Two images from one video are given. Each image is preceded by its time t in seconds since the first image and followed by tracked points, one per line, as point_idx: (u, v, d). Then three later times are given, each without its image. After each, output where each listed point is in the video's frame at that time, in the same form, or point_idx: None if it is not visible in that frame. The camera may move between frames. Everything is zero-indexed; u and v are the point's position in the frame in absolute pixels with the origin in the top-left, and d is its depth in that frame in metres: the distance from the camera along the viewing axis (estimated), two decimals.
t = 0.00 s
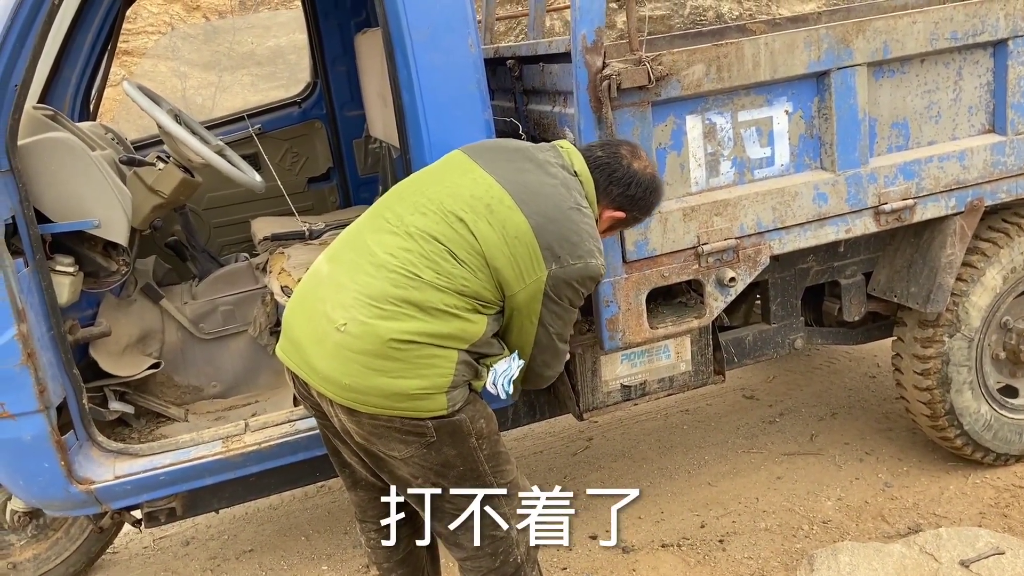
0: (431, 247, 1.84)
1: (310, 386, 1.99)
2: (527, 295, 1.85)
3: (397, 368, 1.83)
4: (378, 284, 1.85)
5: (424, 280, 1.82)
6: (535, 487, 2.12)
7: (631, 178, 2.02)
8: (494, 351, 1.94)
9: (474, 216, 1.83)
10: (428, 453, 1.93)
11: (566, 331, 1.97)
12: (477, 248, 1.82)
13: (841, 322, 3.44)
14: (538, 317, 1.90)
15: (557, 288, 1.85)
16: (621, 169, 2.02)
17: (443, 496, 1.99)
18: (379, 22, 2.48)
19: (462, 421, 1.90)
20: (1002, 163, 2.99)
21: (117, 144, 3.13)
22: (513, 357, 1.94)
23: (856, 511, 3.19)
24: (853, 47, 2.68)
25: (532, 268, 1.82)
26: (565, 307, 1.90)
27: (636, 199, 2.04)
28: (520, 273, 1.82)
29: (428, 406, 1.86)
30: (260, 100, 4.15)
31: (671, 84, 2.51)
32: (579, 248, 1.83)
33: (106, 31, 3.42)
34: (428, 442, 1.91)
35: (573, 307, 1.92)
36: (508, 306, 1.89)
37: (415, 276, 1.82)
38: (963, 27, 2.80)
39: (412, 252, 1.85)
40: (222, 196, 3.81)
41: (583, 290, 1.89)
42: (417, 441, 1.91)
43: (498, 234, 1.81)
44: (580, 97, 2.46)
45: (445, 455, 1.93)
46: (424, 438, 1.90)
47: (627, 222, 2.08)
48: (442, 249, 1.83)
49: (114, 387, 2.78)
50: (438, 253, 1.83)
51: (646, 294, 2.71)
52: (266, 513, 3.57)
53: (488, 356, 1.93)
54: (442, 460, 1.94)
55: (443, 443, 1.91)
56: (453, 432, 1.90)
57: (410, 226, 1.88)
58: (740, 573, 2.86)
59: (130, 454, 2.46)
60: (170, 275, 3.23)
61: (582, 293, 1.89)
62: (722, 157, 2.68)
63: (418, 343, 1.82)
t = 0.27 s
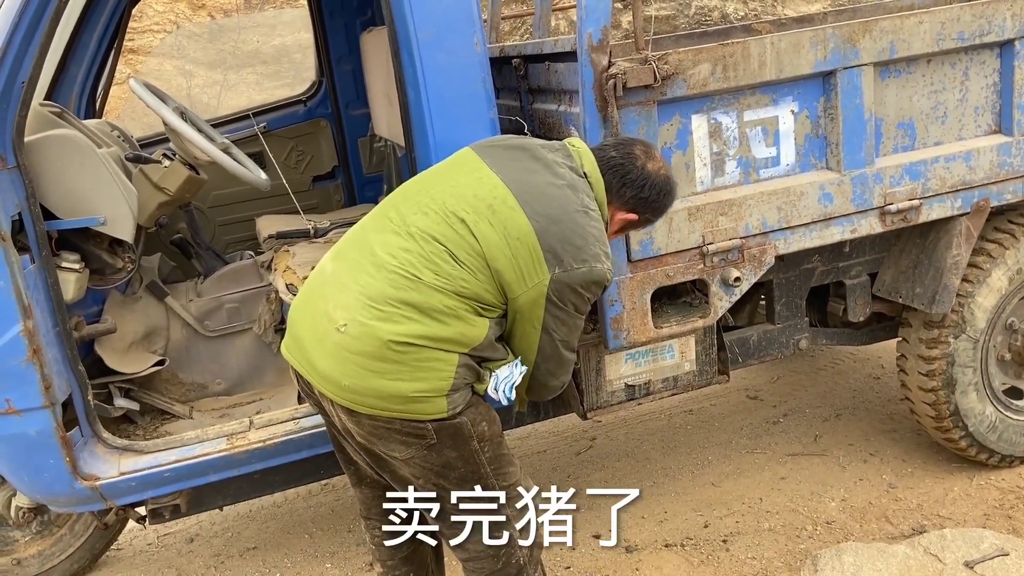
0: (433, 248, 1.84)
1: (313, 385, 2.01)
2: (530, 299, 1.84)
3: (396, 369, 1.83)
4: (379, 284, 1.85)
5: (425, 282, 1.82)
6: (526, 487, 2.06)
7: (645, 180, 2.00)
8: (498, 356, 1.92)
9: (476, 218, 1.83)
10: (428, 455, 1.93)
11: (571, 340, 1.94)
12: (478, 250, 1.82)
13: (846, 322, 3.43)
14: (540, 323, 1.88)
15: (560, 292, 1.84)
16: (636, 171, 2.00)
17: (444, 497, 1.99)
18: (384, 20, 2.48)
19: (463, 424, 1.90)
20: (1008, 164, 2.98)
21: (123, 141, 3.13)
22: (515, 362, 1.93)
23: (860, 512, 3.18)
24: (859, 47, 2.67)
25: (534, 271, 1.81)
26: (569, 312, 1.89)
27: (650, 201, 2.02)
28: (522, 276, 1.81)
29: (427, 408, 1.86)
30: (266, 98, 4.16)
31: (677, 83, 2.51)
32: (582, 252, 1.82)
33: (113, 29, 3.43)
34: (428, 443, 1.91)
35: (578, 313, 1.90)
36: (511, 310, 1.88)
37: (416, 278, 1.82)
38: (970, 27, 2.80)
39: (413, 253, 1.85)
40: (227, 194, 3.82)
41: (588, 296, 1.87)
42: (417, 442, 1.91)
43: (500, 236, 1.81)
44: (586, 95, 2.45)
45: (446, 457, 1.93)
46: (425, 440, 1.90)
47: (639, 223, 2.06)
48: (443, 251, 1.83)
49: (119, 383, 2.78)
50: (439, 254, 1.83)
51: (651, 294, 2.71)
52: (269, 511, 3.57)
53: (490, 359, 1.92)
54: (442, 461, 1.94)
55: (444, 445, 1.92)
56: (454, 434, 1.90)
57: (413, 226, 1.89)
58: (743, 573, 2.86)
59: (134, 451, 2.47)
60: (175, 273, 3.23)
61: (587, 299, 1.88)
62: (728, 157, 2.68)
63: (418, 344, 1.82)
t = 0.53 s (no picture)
0: (448, 247, 1.84)
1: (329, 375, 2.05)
2: (544, 304, 1.81)
3: (408, 367, 1.85)
4: (394, 281, 1.87)
5: (438, 281, 1.83)
6: (532, 486, 2.06)
7: (671, 191, 1.98)
8: (510, 358, 1.91)
9: (492, 219, 1.82)
10: (440, 449, 1.94)
11: (585, 353, 1.90)
12: (493, 252, 1.81)
13: (849, 324, 3.44)
14: (553, 331, 1.85)
15: (575, 300, 1.81)
16: (663, 182, 1.97)
17: (454, 491, 2.01)
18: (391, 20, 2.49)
19: (473, 421, 1.90)
20: (1013, 166, 2.98)
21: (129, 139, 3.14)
22: (524, 367, 1.91)
23: (863, 514, 3.18)
24: (864, 48, 2.67)
25: (549, 275, 1.79)
26: (584, 323, 1.85)
27: (674, 212, 2.00)
28: (536, 280, 1.79)
29: (437, 407, 1.87)
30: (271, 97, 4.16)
31: (681, 84, 2.51)
32: (599, 258, 1.79)
33: (119, 28, 3.44)
34: (440, 438, 1.92)
35: (592, 326, 1.87)
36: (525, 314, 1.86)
37: (429, 277, 1.83)
38: (976, 29, 2.80)
39: (429, 251, 1.86)
40: (233, 193, 3.84)
41: (605, 305, 1.84)
42: (428, 437, 1.93)
43: (515, 238, 1.80)
44: (591, 96, 2.45)
45: (457, 452, 1.94)
46: (435, 435, 1.92)
47: (661, 233, 2.05)
48: (458, 250, 1.84)
49: (124, 381, 2.81)
50: (453, 253, 1.84)
51: (654, 294, 2.71)
52: (273, 509, 3.58)
53: (503, 360, 1.91)
54: (454, 456, 1.95)
55: (454, 440, 1.92)
56: (464, 430, 1.90)
57: (431, 225, 1.89)
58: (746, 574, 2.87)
59: (139, 448, 2.48)
60: (180, 271, 3.24)
61: (602, 309, 1.85)
62: (733, 158, 2.68)
63: (429, 343, 1.83)
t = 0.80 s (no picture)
0: (440, 242, 1.88)
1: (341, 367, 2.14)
2: (535, 298, 1.79)
3: (400, 360, 1.91)
4: (389, 276, 1.93)
5: (429, 276, 1.87)
6: (534, 487, 2.08)
7: (683, 196, 1.95)
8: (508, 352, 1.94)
9: (483, 213, 1.84)
10: (438, 443, 2.00)
11: (583, 353, 1.84)
12: (482, 246, 1.83)
13: (851, 325, 3.44)
14: (546, 329, 1.80)
15: (568, 292, 1.76)
16: (675, 184, 1.96)
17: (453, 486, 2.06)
18: (393, 20, 2.50)
19: (470, 417, 1.94)
20: (1015, 168, 2.98)
21: (132, 138, 3.15)
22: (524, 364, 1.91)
23: (863, 515, 3.18)
24: (866, 50, 2.67)
25: (539, 269, 1.77)
26: (579, 319, 1.79)
27: (684, 218, 1.97)
28: (526, 274, 1.78)
29: (430, 400, 1.92)
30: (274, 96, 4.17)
31: (683, 85, 2.51)
32: (591, 252, 1.76)
33: (123, 27, 3.43)
34: (438, 432, 1.98)
35: (589, 322, 1.81)
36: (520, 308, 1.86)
37: (421, 272, 1.88)
38: (978, 32, 2.80)
39: (423, 247, 1.91)
40: (235, 191, 3.84)
41: (601, 299, 1.78)
42: (426, 430, 1.98)
43: (504, 232, 1.80)
44: (593, 96, 2.46)
45: (456, 446, 1.99)
46: (433, 428, 1.97)
47: (670, 239, 2.01)
48: (449, 246, 1.87)
49: (126, 378, 2.82)
50: (445, 249, 1.87)
51: (655, 295, 2.71)
52: (274, 507, 3.59)
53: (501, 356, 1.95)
54: (452, 450, 2.00)
55: (452, 435, 1.97)
56: (461, 425, 1.95)
57: (428, 219, 1.93)
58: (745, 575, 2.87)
59: (140, 445, 2.48)
60: (183, 269, 3.25)
61: (598, 304, 1.79)
62: (734, 159, 2.68)
63: (420, 337, 1.88)
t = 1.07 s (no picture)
0: (409, 229, 2.16)
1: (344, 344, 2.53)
2: (482, 277, 1.98)
3: (369, 335, 2.19)
4: (367, 260, 2.23)
5: (397, 259, 2.15)
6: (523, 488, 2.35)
7: (644, 196, 2.04)
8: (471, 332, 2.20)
9: (446, 199, 2.09)
10: (409, 418, 2.28)
11: (537, 335, 2.00)
12: (441, 233, 2.08)
13: (851, 326, 3.44)
14: (496, 310, 1.98)
15: (513, 275, 1.93)
16: (635, 184, 2.04)
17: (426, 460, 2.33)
18: (395, 18, 2.51)
19: (434, 394, 2.22)
20: (1015, 169, 2.99)
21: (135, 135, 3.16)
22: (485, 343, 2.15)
23: (862, 515, 3.19)
24: (867, 50, 2.68)
25: (488, 252, 1.97)
26: (526, 301, 1.95)
27: (644, 218, 2.05)
28: (476, 254, 1.99)
29: (395, 374, 2.19)
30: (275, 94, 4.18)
31: (684, 84, 2.52)
32: (537, 237, 1.93)
33: (126, 24, 3.44)
34: (406, 407, 2.25)
35: (538, 306, 1.96)
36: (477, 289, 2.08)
37: (390, 255, 2.16)
38: (978, 32, 2.81)
39: (396, 233, 2.19)
40: (237, 189, 3.85)
41: (548, 283, 1.93)
42: (396, 404, 2.26)
43: (460, 219, 2.04)
44: (594, 95, 2.46)
45: (423, 422, 2.27)
46: (400, 403, 2.24)
47: (631, 238, 2.09)
48: (416, 232, 2.14)
49: (127, 374, 2.83)
50: (412, 235, 2.15)
51: (655, 294, 2.72)
52: (274, 503, 3.60)
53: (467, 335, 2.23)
54: (422, 426, 2.27)
55: (418, 409, 2.25)
56: (425, 401, 2.23)
57: (405, 209, 2.21)
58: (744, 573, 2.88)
59: (142, 440, 2.50)
60: (185, 266, 3.25)
61: (545, 287, 1.94)
62: (734, 158, 2.69)
63: (387, 314, 2.16)
